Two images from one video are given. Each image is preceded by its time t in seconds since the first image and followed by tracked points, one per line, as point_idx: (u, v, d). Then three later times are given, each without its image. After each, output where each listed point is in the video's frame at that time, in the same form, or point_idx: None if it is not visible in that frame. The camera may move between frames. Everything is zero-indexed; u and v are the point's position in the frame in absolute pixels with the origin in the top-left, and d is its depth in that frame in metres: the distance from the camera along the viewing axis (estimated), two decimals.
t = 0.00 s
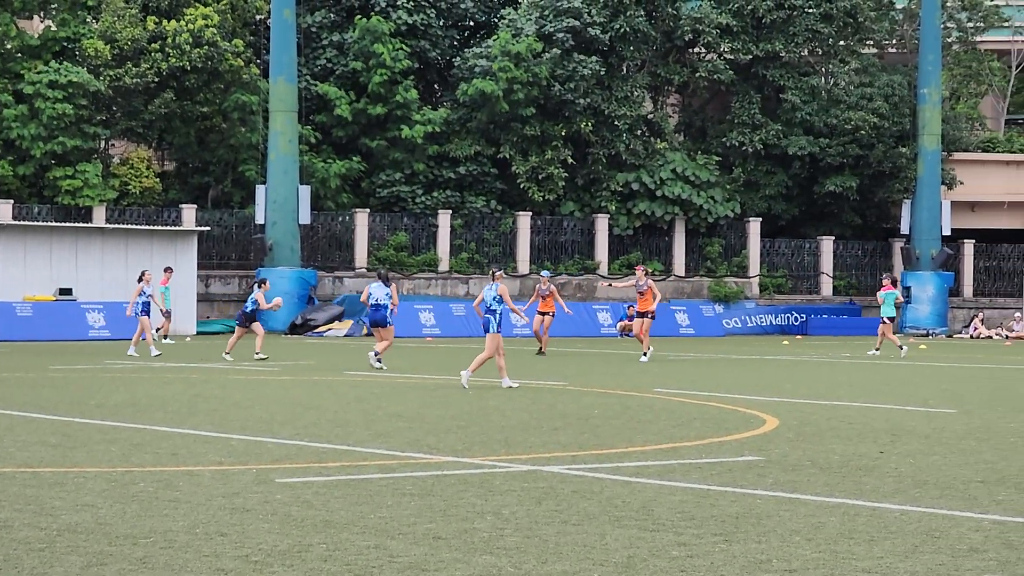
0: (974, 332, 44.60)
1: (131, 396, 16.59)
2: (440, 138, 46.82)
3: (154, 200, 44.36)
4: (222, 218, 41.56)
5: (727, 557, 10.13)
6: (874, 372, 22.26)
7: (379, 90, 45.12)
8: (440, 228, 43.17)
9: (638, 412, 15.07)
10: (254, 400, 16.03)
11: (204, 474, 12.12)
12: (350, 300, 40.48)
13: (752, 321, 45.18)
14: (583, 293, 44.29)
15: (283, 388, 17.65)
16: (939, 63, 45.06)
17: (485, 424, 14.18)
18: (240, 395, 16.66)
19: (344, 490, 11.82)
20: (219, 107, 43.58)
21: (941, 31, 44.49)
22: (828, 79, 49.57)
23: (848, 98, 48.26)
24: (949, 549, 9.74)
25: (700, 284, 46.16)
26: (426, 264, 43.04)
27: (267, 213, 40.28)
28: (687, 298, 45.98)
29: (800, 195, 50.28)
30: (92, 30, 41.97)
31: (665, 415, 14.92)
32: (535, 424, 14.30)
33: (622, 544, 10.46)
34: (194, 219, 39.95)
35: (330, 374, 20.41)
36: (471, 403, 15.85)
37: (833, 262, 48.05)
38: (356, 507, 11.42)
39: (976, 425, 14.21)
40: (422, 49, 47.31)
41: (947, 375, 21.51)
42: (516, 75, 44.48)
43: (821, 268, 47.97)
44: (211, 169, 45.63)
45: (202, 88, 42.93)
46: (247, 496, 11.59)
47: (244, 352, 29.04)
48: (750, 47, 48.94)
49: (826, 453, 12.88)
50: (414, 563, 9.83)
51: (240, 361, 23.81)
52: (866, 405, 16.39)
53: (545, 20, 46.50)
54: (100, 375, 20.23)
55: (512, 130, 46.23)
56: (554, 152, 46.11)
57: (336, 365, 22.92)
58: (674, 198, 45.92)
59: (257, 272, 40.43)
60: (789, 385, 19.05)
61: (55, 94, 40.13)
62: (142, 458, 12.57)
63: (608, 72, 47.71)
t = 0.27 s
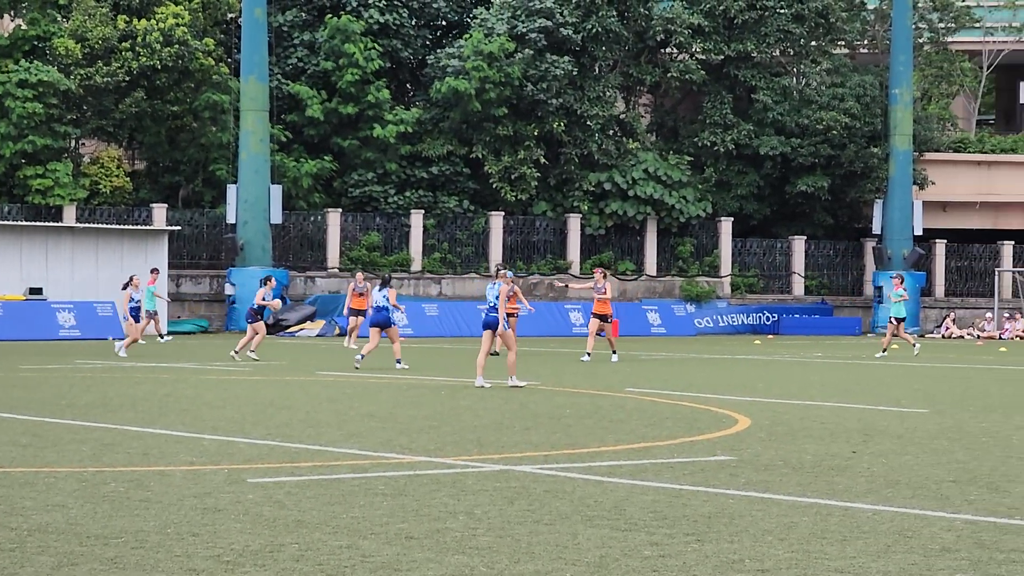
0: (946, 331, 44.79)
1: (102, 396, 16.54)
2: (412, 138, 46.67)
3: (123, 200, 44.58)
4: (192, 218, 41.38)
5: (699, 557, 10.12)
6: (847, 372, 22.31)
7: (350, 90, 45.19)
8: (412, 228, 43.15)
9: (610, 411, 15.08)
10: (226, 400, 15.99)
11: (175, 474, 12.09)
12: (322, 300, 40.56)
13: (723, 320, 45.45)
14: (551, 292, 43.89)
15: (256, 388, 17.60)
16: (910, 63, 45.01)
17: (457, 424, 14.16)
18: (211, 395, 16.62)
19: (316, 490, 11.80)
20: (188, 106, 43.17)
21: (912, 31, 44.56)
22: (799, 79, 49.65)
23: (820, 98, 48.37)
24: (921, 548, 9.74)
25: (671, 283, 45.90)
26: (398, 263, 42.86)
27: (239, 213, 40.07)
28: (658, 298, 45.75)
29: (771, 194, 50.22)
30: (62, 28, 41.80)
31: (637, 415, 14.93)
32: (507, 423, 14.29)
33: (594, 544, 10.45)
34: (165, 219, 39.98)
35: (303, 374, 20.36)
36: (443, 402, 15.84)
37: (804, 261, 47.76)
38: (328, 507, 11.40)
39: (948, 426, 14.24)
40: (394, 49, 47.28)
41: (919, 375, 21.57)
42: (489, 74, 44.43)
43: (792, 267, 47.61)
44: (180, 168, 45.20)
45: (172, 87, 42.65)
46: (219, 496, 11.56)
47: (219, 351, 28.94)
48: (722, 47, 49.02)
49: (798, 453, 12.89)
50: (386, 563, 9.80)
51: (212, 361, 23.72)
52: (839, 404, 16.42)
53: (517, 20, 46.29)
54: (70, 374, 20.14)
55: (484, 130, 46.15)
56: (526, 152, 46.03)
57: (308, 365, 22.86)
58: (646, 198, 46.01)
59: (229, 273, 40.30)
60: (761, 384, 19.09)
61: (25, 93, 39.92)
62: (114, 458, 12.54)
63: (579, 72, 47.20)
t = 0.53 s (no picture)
0: (919, 332, 44.75)
1: (75, 396, 16.51)
2: (385, 138, 46.34)
3: (96, 199, 44.39)
4: (165, 218, 40.89)
5: (673, 557, 10.09)
6: (820, 372, 22.36)
7: (323, 90, 44.96)
8: (386, 228, 43.02)
9: (584, 411, 15.09)
10: (199, 401, 15.97)
11: (148, 475, 12.07)
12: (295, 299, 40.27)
13: (697, 320, 45.89)
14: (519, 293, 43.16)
15: (231, 389, 17.57)
16: (883, 63, 45.14)
17: (430, 424, 14.16)
18: (184, 396, 16.60)
19: (290, 490, 11.78)
20: (161, 106, 43.02)
21: (885, 31, 44.55)
22: (772, 80, 49.78)
23: (793, 99, 48.34)
24: (894, 549, 9.72)
25: (644, 283, 45.92)
26: (372, 264, 42.73)
27: (212, 213, 40.06)
28: (631, 298, 45.79)
29: (745, 194, 50.29)
30: (35, 27, 41.06)
31: (611, 414, 14.94)
32: (480, 424, 14.28)
33: (567, 544, 10.42)
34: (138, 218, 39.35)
35: (278, 374, 20.33)
36: (416, 402, 15.83)
37: (778, 262, 48.12)
38: (302, 508, 11.37)
39: (920, 426, 14.27)
40: (367, 49, 47.11)
41: (892, 375, 21.62)
42: (463, 74, 44.31)
43: (764, 268, 47.97)
44: (154, 168, 45.02)
45: (146, 87, 42.37)
46: (192, 497, 11.53)
47: (197, 351, 28.88)
48: (696, 48, 49.07)
49: (772, 453, 12.90)
50: (360, 564, 9.76)
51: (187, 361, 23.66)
52: (813, 404, 16.44)
53: (491, 20, 46.07)
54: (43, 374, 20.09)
55: (458, 130, 45.94)
56: (501, 152, 45.85)
57: (284, 365, 22.82)
58: (620, 198, 45.92)
59: (201, 273, 40.11)
60: (734, 385, 19.09)
61: None
62: (87, 458, 12.53)
63: (553, 72, 47.24)
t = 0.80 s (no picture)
0: (897, 332, 44.73)
1: (53, 396, 16.50)
2: (364, 138, 46.07)
3: (73, 199, 44.17)
4: (143, 218, 40.75)
5: (651, 557, 10.05)
6: (798, 371, 22.43)
7: (301, 89, 44.65)
8: (365, 228, 42.92)
9: (563, 411, 15.09)
10: (178, 400, 15.97)
11: (126, 475, 12.06)
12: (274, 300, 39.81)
13: (676, 320, 46.35)
14: (489, 293, 42.75)
15: (212, 389, 17.57)
16: (861, 63, 45.30)
17: (409, 424, 14.16)
18: (163, 396, 16.59)
19: (269, 490, 11.76)
20: (139, 105, 42.89)
21: (863, 31, 44.75)
22: (751, 80, 49.75)
23: (772, 98, 48.46)
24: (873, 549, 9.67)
25: (623, 283, 46.34)
26: (350, 264, 42.73)
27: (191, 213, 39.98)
28: (611, 297, 46.19)
29: (723, 194, 50.39)
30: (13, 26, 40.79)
31: (590, 414, 14.95)
32: (458, 423, 14.28)
33: (546, 544, 10.37)
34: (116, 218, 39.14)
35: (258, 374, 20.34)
36: (395, 402, 15.84)
37: (757, 261, 48.31)
38: (280, 507, 11.35)
39: (898, 425, 14.31)
40: (346, 48, 46.86)
41: (871, 375, 21.68)
42: (442, 73, 44.09)
43: (743, 268, 48.19)
44: (131, 168, 44.98)
45: (124, 86, 42.29)
46: (170, 497, 11.51)
47: (181, 351, 28.88)
48: (674, 47, 49.01)
49: (751, 453, 12.91)
50: (339, 563, 9.71)
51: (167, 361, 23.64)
52: (792, 404, 16.46)
53: (469, 20, 46.11)
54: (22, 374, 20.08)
55: (437, 129, 45.55)
56: (480, 152, 45.65)
57: (265, 364, 22.83)
58: (598, 198, 45.78)
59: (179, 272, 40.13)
60: (713, 385, 19.12)
61: None
62: (65, 458, 12.51)
63: (532, 72, 47.22)
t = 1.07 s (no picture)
0: (879, 331, 44.77)
1: (34, 396, 16.46)
2: (346, 137, 45.95)
3: (56, 198, 44.24)
4: (124, 217, 40.72)
5: (633, 557, 10.02)
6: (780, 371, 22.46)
7: (284, 88, 44.66)
8: (347, 227, 42.71)
9: (544, 411, 15.10)
10: (159, 400, 15.95)
11: (108, 475, 12.05)
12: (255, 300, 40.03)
13: (657, 320, 45.84)
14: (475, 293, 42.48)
15: (197, 389, 17.55)
16: (842, 64, 45.29)
17: (391, 423, 14.15)
18: (144, 396, 16.56)
19: (251, 490, 11.75)
20: (121, 104, 42.83)
21: (845, 31, 44.70)
22: (734, 79, 50.19)
23: (753, 98, 48.48)
24: (855, 548, 9.65)
25: (605, 283, 46.08)
26: (333, 264, 42.41)
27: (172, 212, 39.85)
28: (593, 297, 45.89)
29: (705, 194, 50.44)
30: None
31: (572, 414, 14.95)
32: (441, 423, 14.28)
33: (528, 544, 10.35)
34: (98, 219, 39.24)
35: (241, 374, 20.32)
36: (377, 402, 15.83)
37: (739, 261, 48.33)
38: (262, 507, 11.33)
39: (881, 425, 14.32)
40: (328, 48, 46.80)
41: (854, 375, 21.69)
42: (423, 72, 44.18)
43: (725, 267, 48.21)
44: (113, 168, 44.87)
45: (106, 85, 42.15)
46: (152, 497, 11.49)
47: (167, 351, 28.81)
48: (656, 47, 49.01)
49: (734, 452, 12.92)
50: (321, 563, 9.68)
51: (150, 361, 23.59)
52: (774, 404, 16.46)
53: (451, 19, 46.00)
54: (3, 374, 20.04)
55: (419, 129, 45.61)
56: (461, 151, 45.59)
57: (250, 365, 22.79)
58: (580, 197, 45.91)
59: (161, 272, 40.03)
60: (696, 384, 19.13)
61: None
62: (47, 458, 12.49)
63: (514, 71, 47.13)
